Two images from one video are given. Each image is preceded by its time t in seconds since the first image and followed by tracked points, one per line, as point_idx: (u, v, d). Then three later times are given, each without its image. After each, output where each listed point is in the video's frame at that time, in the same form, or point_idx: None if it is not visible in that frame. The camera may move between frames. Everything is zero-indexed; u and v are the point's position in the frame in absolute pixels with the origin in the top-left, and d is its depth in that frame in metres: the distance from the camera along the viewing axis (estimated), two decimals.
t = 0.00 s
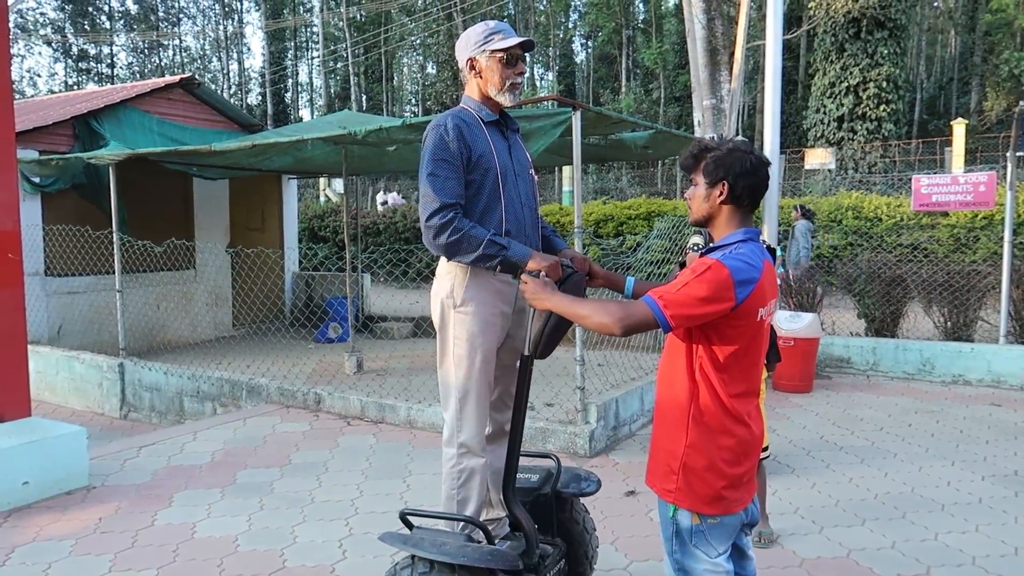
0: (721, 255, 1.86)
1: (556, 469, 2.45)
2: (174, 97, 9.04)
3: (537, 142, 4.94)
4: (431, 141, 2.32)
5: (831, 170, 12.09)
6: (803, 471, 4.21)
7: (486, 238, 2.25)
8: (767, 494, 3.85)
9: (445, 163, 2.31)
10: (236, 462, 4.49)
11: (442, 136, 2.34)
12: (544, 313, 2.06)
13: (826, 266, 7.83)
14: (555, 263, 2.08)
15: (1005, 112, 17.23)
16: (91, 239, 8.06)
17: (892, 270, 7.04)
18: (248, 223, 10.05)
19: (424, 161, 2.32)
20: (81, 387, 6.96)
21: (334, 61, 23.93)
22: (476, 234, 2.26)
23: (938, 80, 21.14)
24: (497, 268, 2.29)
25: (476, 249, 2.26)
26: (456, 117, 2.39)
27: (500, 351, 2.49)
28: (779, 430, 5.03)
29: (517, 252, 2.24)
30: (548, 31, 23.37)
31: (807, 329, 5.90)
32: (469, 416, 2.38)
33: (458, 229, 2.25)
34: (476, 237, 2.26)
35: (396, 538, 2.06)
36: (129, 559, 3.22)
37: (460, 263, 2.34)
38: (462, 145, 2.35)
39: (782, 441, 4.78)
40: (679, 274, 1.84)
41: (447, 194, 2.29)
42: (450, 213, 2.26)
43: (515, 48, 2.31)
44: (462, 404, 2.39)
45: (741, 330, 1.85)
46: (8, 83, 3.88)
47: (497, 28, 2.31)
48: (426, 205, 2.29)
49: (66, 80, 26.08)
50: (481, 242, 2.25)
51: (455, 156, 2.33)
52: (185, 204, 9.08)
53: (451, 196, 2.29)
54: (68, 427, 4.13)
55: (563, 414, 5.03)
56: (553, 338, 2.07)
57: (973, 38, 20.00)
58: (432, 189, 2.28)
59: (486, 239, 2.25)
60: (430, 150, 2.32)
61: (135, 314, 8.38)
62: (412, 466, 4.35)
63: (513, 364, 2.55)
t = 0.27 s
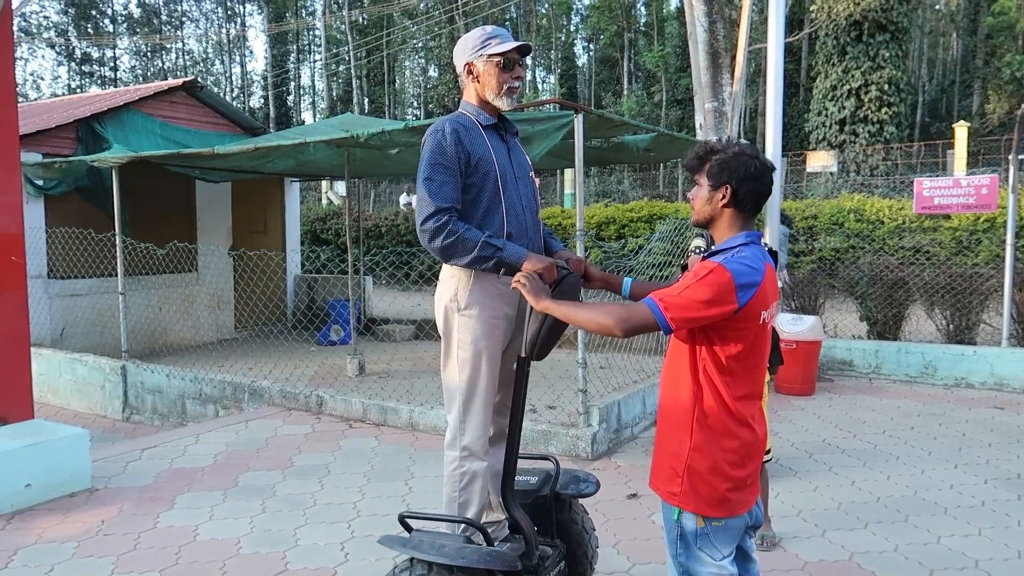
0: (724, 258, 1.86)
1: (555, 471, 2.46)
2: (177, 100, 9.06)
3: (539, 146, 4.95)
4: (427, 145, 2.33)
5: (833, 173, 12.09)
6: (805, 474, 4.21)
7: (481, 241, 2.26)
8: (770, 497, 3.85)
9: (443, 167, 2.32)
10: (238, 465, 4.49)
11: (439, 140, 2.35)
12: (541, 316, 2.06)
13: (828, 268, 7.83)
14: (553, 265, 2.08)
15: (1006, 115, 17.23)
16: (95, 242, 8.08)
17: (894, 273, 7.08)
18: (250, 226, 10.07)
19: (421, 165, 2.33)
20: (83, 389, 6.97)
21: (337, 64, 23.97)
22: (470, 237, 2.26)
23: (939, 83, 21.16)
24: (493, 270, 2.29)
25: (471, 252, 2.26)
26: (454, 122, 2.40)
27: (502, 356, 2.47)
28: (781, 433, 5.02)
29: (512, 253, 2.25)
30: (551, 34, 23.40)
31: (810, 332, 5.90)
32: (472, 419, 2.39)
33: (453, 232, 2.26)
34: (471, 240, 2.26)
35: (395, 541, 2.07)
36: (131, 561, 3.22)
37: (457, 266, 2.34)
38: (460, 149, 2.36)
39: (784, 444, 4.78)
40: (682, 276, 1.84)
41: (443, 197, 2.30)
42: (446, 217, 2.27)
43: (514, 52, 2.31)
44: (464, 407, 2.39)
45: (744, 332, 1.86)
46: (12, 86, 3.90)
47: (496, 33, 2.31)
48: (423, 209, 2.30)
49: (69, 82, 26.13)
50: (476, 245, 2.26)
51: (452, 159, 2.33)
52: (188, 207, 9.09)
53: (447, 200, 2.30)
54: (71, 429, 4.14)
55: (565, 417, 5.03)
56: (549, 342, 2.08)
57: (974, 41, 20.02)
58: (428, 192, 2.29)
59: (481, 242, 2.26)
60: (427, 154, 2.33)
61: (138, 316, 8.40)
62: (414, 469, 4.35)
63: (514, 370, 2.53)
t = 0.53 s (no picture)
0: (724, 261, 1.87)
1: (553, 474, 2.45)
2: (179, 104, 9.08)
3: (541, 150, 4.95)
4: (431, 148, 2.33)
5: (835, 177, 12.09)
6: (807, 478, 4.20)
7: (484, 244, 2.26)
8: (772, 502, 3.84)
9: (446, 170, 2.32)
10: (240, 468, 4.49)
11: (443, 143, 2.35)
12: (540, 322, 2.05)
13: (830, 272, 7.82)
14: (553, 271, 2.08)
15: (1008, 119, 17.21)
16: (97, 246, 8.11)
17: (896, 277, 7.08)
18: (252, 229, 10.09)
19: (425, 168, 2.33)
20: (85, 393, 6.97)
21: (339, 68, 24.02)
22: (474, 240, 2.27)
23: (942, 88, 21.14)
24: (496, 273, 2.29)
25: (475, 255, 2.26)
26: (458, 125, 2.41)
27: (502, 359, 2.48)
28: (783, 437, 5.02)
29: (516, 257, 2.26)
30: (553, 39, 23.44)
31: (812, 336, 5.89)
32: (471, 421, 2.39)
33: (457, 235, 2.26)
34: (474, 244, 2.26)
35: (393, 544, 2.06)
36: (133, 565, 3.22)
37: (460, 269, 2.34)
38: (463, 153, 2.36)
39: (786, 448, 4.77)
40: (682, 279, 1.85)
41: (446, 200, 2.30)
42: (450, 219, 2.27)
43: (516, 57, 2.32)
44: (464, 409, 2.39)
45: (745, 334, 1.86)
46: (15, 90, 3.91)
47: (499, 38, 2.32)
48: (426, 212, 2.30)
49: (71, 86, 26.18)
50: (480, 248, 2.26)
51: (456, 163, 2.34)
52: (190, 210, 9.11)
53: (451, 202, 2.30)
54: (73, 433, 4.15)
55: (567, 421, 5.03)
56: (549, 347, 2.08)
57: (977, 46, 20.03)
58: (432, 195, 2.29)
59: (485, 245, 2.26)
60: (431, 157, 2.33)
61: (140, 320, 8.41)
62: (415, 473, 4.35)
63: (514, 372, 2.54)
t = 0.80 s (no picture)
0: (728, 262, 1.87)
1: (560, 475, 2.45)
2: (184, 106, 9.10)
3: (546, 151, 4.95)
4: (437, 150, 2.34)
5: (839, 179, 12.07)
6: (812, 481, 4.19)
7: (491, 245, 2.26)
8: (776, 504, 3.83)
9: (452, 172, 2.32)
10: (245, 469, 4.50)
11: (449, 145, 2.35)
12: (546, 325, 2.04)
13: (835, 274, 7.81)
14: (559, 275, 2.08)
15: (1013, 121, 17.14)
16: (103, 247, 8.14)
17: (901, 279, 7.06)
18: (256, 230, 10.11)
19: (431, 169, 2.33)
20: (91, 393, 6.99)
21: (343, 70, 24.07)
22: (481, 242, 2.27)
23: (946, 89, 21.07)
24: (502, 275, 2.29)
25: (481, 256, 2.27)
26: (463, 127, 2.41)
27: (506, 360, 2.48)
28: (788, 439, 5.01)
29: (522, 259, 2.25)
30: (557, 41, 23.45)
31: (817, 338, 5.87)
32: (475, 423, 2.39)
33: (463, 236, 2.27)
34: (481, 245, 2.27)
35: (401, 545, 2.06)
36: (138, 565, 3.23)
37: (466, 270, 2.35)
38: (469, 155, 2.37)
39: (791, 450, 4.76)
40: (686, 280, 1.85)
41: (453, 201, 2.30)
42: (456, 221, 2.27)
43: (522, 58, 2.32)
44: (468, 410, 2.40)
45: (749, 337, 1.86)
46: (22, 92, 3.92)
47: (505, 40, 2.32)
48: (433, 213, 2.30)
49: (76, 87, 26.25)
50: (486, 249, 2.26)
51: (461, 165, 2.34)
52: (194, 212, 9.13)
53: (457, 204, 2.31)
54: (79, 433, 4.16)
55: (571, 422, 5.03)
56: (556, 350, 2.07)
57: (982, 47, 19.95)
58: (439, 196, 2.29)
59: (491, 247, 2.26)
60: (436, 159, 2.34)
61: (145, 321, 8.43)
62: (420, 474, 4.35)
63: (519, 372, 2.54)
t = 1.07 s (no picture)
0: (730, 263, 1.87)
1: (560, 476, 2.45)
2: (186, 107, 9.11)
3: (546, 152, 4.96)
4: (437, 152, 2.34)
5: (841, 181, 12.06)
6: (814, 482, 4.19)
7: (492, 248, 2.26)
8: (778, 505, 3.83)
9: (453, 174, 2.33)
10: (246, 470, 4.50)
11: (449, 147, 2.35)
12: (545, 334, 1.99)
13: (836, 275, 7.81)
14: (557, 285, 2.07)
15: (1014, 122, 17.11)
16: (104, 247, 8.15)
17: (902, 280, 7.05)
18: (257, 231, 10.16)
19: (431, 171, 2.33)
20: (92, 394, 6.99)
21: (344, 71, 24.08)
22: (482, 245, 2.27)
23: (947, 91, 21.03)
24: (503, 278, 2.30)
25: (482, 259, 2.27)
26: (463, 129, 2.41)
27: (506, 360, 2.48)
28: (789, 441, 5.01)
29: (522, 264, 2.25)
30: (558, 42, 23.45)
31: (818, 339, 5.86)
32: (476, 423, 2.39)
33: (465, 239, 2.27)
34: (482, 248, 2.27)
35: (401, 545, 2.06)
36: (140, 566, 3.23)
37: (467, 273, 2.35)
38: (468, 157, 2.37)
39: (793, 451, 4.76)
40: (688, 281, 1.85)
41: (454, 204, 2.30)
42: (458, 223, 2.28)
43: (521, 60, 2.32)
44: (469, 410, 2.40)
45: (751, 338, 1.86)
46: (25, 93, 3.93)
47: (505, 42, 2.32)
48: (434, 215, 2.30)
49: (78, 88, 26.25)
50: (488, 252, 2.27)
51: (462, 167, 2.35)
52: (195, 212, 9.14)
53: (458, 206, 2.31)
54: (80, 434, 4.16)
55: (573, 424, 5.03)
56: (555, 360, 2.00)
57: (983, 49, 19.92)
58: (440, 198, 2.29)
59: (493, 250, 2.26)
60: (437, 161, 2.34)
61: (146, 322, 8.44)
62: (420, 475, 4.35)
63: (519, 373, 2.53)
